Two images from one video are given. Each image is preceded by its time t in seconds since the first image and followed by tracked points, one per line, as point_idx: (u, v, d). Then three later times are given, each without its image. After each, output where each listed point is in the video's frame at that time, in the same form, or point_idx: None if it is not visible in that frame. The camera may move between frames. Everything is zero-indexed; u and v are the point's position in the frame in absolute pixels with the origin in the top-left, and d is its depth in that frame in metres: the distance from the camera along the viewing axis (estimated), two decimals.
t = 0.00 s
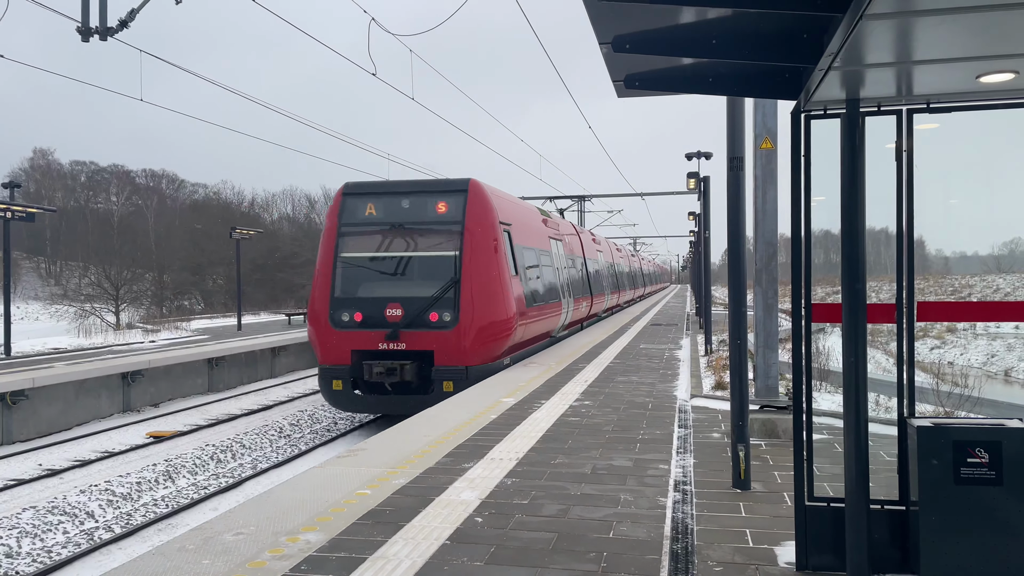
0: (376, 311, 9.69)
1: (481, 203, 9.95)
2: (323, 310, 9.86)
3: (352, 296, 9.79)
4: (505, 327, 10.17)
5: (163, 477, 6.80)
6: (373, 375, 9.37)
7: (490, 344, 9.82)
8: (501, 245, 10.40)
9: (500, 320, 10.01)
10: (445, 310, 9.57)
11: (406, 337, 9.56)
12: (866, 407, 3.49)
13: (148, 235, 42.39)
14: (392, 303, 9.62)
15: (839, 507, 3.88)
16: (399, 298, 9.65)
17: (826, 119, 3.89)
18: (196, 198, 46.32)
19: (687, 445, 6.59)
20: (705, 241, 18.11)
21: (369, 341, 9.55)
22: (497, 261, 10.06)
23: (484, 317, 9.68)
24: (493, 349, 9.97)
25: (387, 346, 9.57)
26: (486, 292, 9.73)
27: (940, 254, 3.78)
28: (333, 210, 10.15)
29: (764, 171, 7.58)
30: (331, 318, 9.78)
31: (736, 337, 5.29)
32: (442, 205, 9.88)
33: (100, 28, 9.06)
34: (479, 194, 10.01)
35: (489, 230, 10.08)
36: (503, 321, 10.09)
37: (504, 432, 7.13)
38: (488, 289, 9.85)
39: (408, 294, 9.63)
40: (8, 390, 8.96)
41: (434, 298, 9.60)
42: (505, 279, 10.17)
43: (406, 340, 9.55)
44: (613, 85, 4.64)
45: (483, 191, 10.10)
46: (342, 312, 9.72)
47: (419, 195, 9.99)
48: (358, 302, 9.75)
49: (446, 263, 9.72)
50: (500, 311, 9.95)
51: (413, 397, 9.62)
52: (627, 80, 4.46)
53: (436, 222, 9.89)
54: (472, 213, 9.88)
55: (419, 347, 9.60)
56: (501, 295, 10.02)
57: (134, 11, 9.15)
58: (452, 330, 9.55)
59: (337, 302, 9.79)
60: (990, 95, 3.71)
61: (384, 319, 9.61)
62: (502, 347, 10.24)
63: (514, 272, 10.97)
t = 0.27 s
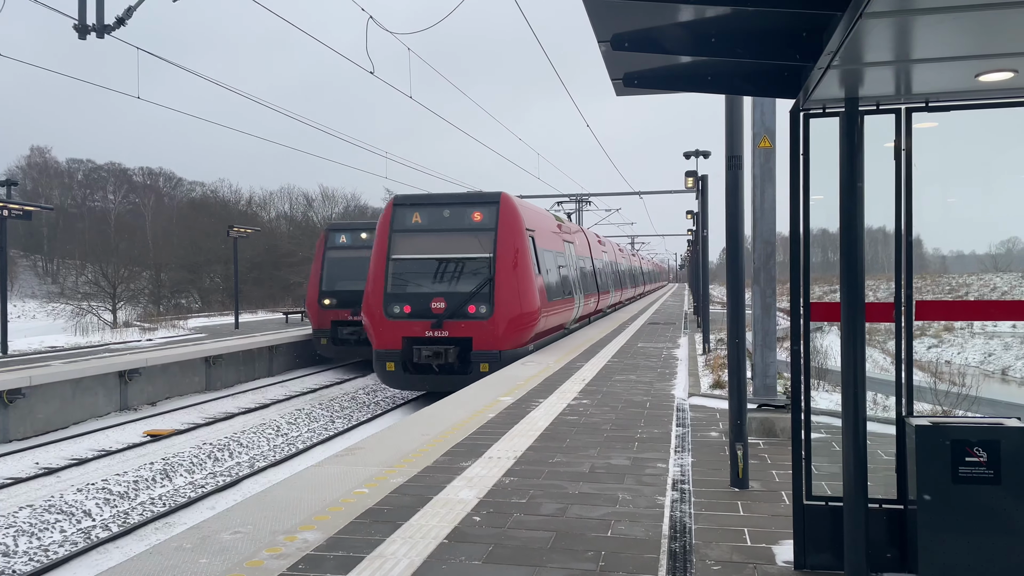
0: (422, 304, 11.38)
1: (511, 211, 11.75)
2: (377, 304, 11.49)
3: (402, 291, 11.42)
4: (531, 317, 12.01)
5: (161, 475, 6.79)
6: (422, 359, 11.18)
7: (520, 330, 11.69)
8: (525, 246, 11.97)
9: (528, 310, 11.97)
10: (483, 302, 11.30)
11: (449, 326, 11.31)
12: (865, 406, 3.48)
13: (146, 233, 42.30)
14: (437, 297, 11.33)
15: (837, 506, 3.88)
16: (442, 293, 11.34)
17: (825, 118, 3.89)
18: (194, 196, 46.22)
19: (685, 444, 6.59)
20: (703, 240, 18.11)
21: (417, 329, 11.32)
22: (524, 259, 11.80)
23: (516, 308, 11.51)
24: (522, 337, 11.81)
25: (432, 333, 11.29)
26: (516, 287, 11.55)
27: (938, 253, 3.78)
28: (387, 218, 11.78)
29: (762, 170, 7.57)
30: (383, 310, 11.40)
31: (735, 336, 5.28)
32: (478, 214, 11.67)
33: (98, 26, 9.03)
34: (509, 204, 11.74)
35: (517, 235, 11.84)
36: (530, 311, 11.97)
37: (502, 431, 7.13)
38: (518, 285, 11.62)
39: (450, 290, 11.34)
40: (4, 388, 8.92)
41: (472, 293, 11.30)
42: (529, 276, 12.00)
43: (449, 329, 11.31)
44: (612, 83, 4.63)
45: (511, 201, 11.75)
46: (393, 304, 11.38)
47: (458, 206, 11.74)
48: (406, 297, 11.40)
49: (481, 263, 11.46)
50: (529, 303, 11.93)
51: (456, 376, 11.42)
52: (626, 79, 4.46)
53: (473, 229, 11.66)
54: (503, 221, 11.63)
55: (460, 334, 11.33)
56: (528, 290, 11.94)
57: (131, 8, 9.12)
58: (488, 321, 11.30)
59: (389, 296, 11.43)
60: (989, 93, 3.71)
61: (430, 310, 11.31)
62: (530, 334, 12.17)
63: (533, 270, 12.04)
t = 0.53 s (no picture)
0: (457, 299, 13.19)
1: (534, 219, 13.42)
2: (418, 299, 13.24)
3: (439, 288, 13.20)
4: (551, 310, 13.65)
5: (159, 474, 6.78)
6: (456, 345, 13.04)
7: (542, 321, 13.51)
8: (545, 248, 13.70)
9: (547, 304, 13.61)
10: (510, 297, 13.08)
11: (480, 318, 13.07)
12: (863, 405, 3.49)
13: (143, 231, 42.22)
14: (469, 292, 13.11)
15: (835, 505, 3.89)
16: (474, 289, 13.13)
17: (824, 117, 3.89)
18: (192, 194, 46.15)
19: (683, 443, 6.59)
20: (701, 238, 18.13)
21: (455, 320, 13.13)
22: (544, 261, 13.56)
23: (539, 303, 13.23)
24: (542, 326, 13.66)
25: (466, 324, 13.07)
26: (539, 284, 13.19)
27: (935, 252, 3.79)
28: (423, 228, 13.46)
29: (761, 169, 7.57)
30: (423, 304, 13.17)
31: (734, 335, 5.28)
32: (505, 221, 13.41)
33: (95, 24, 9.01)
34: (532, 214, 13.47)
35: (537, 239, 13.47)
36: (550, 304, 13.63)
37: (501, 430, 7.14)
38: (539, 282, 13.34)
39: (481, 286, 13.15)
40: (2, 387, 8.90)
41: (500, 289, 13.10)
42: (548, 274, 13.66)
43: (480, 320, 13.07)
44: (610, 82, 4.63)
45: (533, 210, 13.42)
46: (433, 299, 13.20)
47: (488, 214, 13.50)
48: (443, 292, 13.20)
49: (507, 263, 13.17)
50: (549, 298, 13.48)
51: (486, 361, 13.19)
52: (625, 77, 4.46)
53: (499, 233, 13.39)
54: (527, 227, 13.32)
55: (490, 325, 13.12)
56: (548, 287, 13.67)
57: (129, 6, 9.10)
58: (514, 312, 13.08)
59: (429, 292, 13.18)
60: (987, 92, 3.71)
61: (464, 304, 13.09)
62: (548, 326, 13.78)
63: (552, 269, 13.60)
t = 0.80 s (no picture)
0: (485, 295, 14.57)
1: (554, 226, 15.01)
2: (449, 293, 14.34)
3: (468, 284, 14.61)
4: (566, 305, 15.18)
5: (159, 473, 6.78)
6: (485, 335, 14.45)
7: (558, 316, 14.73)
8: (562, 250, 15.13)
9: (563, 300, 15.11)
10: (532, 292, 14.54)
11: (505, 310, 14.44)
12: (863, 404, 3.48)
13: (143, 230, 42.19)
14: (497, 288, 14.48)
15: (835, 503, 3.89)
16: (499, 285, 14.50)
17: (824, 116, 3.89)
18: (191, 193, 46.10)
19: (682, 441, 6.58)
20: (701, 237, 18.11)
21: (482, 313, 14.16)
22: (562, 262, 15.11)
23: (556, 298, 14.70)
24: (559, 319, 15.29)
25: (493, 316, 14.45)
26: (558, 282, 14.63)
27: (934, 250, 3.78)
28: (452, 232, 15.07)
29: (760, 167, 7.56)
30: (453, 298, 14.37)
31: (733, 333, 5.27)
32: (526, 226, 14.95)
33: (94, 22, 8.99)
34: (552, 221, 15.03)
35: (554, 242, 15.01)
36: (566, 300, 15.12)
37: (500, 428, 7.14)
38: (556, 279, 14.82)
39: (506, 283, 14.51)
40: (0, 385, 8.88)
41: (523, 286, 14.55)
42: (565, 275, 15.21)
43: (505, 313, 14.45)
44: (610, 80, 4.62)
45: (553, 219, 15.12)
46: (463, 295, 14.52)
47: (511, 220, 15.03)
48: (472, 288, 14.56)
49: (529, 263, 14.67)
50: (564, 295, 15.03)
51: (511, 349, 14.61)
52: (625, 75, 4.45)
53: (522, 237, 14.90)
54: (548, 233, 14.95)
55: (514, 317, 14.53)
56: (564, 287, 15.18)
57: (128, 4, 9.07)
58: (536, 307, 14.50)
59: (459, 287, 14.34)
60: (987, 90, 3.71)
61: (491, 299, 14.48)
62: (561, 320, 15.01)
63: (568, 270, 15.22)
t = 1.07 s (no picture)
0: (508, 291, 15.92)
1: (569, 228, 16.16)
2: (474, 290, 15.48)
3: (492, 282, 15.98)
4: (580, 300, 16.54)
5: (160, 472, 6.78)
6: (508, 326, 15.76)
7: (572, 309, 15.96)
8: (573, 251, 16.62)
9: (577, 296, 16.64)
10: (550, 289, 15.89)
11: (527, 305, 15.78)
12: (864, 402, 3.48)
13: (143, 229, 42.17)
14: (519, 285, 15.86)
15: (836, 502, 3.89)
16: (520, 283, 15.89)
17: (825, 114, 3.89)
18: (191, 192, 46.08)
19: (683, 440, 6.59)
20: (702, 235, 18.07)
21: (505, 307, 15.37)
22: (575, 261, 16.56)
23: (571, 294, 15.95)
24: (573, 312, 16.62)
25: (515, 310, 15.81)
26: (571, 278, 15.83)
27: (935, 249, 3.78)
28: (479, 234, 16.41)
29: (761, 166, 7.54)
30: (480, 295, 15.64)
31: (734, 332, 5.27)
32: (545, 229, 16.36)
33: (95, 22, 8.99)
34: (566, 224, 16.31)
35: (569, 245, 16.42)
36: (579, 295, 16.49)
37: (501, 427, 7.14)
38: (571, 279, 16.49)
39: (526, 280, 15.90)
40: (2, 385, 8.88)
41: (541, 283, 15.90)
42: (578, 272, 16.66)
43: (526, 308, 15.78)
44: (611, 79, 4.62)
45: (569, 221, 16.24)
46: (489, 292, 15.93)
47: (531, 225, 16.46)
48: (496, 286, 15.94)
49: (548, 263, 16.08)
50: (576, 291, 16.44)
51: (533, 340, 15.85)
52: (625, 74, 4.45)
53: (541, 239, 16.31)
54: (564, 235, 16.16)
55: (534, 310, 15.85)
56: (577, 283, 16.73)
57: (128, 4, 9.07)
58: (554, 301, 15.80)
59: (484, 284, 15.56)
60: (987, 88, 3.71)
61: (514, 295, 15.83)
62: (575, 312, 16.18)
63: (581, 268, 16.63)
